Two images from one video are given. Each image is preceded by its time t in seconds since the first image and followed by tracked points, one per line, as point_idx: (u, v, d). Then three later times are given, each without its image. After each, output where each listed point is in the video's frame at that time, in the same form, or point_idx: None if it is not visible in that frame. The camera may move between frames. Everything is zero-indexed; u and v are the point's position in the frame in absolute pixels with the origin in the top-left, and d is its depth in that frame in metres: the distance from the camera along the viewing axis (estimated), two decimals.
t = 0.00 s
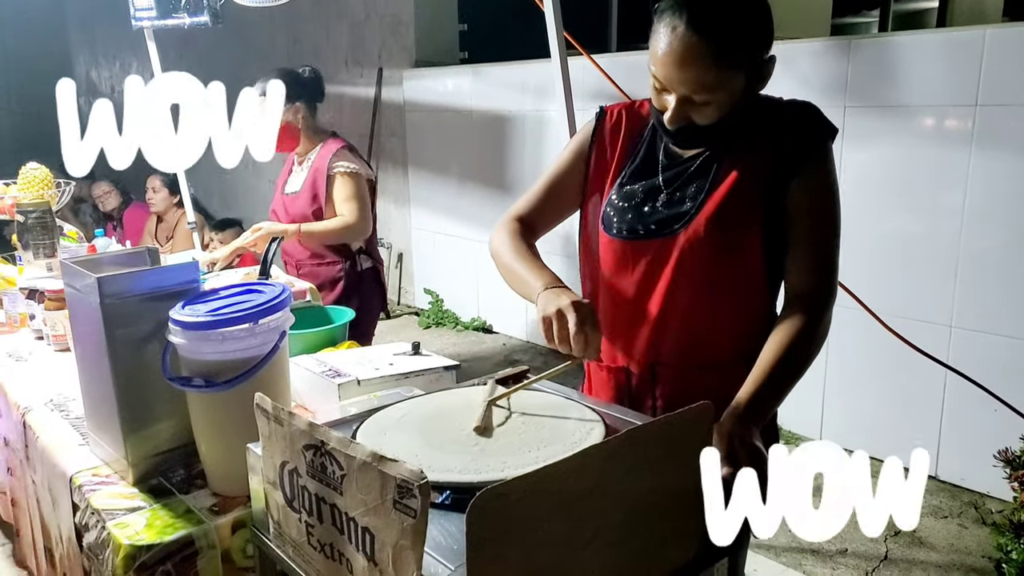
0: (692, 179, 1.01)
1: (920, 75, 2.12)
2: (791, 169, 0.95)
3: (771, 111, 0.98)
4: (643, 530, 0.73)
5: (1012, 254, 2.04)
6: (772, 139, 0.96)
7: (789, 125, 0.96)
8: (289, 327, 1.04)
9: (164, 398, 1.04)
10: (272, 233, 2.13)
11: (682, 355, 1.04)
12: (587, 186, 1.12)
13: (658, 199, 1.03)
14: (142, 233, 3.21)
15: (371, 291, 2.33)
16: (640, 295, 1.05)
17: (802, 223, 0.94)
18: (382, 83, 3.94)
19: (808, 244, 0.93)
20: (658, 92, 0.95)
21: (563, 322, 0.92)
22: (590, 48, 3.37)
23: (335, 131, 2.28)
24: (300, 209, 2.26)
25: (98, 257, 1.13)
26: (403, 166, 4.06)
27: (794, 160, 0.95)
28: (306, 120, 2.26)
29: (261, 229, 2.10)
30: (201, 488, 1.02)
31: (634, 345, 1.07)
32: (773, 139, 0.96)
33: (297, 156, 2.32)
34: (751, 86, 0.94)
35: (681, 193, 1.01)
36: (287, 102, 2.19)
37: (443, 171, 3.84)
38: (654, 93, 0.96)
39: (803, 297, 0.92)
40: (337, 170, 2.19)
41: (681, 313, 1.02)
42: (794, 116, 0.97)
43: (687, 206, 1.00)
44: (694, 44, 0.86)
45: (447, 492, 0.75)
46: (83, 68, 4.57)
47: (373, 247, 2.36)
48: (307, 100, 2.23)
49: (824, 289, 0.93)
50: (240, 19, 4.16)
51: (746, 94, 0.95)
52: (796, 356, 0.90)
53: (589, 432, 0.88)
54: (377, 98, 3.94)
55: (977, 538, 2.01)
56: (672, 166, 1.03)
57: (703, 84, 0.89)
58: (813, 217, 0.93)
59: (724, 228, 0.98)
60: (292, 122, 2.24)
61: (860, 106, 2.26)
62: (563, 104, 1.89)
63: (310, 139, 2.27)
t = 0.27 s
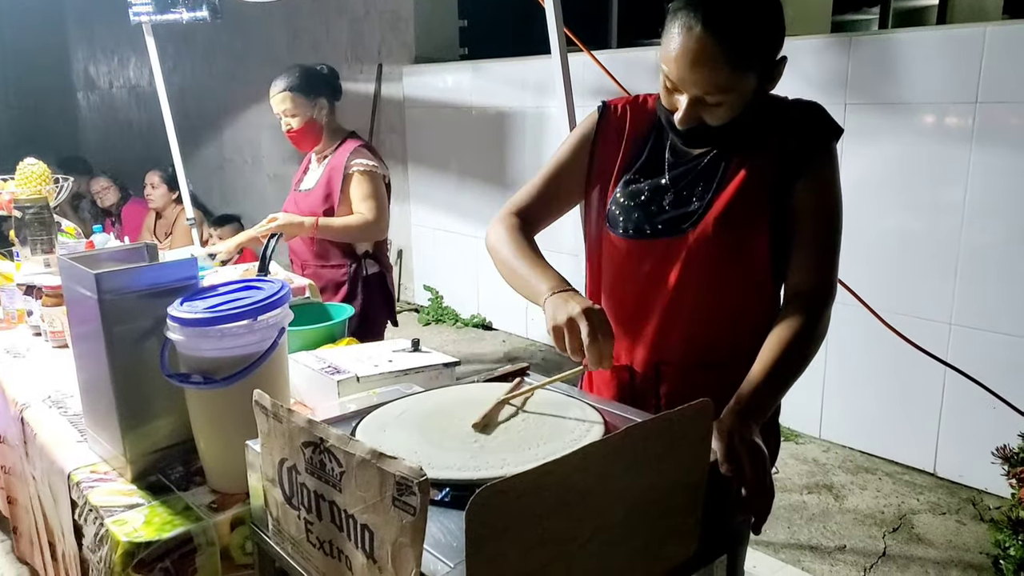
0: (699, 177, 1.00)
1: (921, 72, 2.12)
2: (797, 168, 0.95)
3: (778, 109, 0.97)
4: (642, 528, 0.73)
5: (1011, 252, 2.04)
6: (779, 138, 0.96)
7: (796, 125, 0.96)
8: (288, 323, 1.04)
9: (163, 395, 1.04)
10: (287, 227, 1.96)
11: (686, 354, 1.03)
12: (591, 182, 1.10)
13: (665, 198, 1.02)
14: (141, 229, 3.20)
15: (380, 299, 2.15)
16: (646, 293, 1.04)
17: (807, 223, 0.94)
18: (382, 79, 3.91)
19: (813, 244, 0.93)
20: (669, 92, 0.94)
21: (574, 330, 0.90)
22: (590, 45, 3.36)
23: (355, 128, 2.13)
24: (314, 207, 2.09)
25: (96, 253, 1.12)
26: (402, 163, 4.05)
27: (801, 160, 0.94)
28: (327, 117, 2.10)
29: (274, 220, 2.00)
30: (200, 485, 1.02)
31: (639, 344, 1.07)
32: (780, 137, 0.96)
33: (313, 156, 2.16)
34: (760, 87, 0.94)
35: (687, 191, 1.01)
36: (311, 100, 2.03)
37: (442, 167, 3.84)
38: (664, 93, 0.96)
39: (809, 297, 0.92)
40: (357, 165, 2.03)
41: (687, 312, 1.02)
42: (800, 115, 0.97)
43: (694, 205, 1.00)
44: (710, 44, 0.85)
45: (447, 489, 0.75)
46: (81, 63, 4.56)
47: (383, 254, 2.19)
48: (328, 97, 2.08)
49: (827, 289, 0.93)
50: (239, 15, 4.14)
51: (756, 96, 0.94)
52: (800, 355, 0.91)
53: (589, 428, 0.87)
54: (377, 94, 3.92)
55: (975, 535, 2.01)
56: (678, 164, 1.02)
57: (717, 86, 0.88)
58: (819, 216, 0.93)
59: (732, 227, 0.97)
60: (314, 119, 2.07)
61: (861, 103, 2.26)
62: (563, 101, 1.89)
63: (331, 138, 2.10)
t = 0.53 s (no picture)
0: (699, 169, 1.00)
1: (919, 61, 2.12)
2: (797, 159, 0.95)
3: (778, 101, 0.97)
4: (639, 518, 0.73)
5: (1007, 241, 2.04)
6: (778, 129, 0.96)
7: (795, 116, 0.96)
8: (284, 316, 1.03)
9: (159, 387, 1.04)
10: (298, 220, 1.89)
11: (685, 346, 1.03)
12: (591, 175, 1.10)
13: (664, 190, 1.02)
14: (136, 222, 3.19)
15: (392, 296, 2.07)
16: (644, 286, 1.04)
17: (806, 214, 0.94)
18: (377, 69, 3.87)
19: (812, 235, 0.93)
20: (673, 82, 0.93)
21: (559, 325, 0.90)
22: (587, 34, 3.35)
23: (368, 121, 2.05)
24: (326, 202, 2.02)
25: (91, 245, 1.12)
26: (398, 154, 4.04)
27: (801, 151, 0.95)
28: (338, 109, 2.02)
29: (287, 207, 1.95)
30: (198, 477, 1.02)
31: (638, 337, 1.07)
32: (779, 129, 0.96)
33: (325, 150, 2.09)
34: (766, 78, 0.93)
35: (686, 183, 1.01)
36: (320, 92, 1.95)
37: (438, 158, 3.83)
38: (668, 82, 0.95)
39: (807, 289, 0.92)
40: (370, 159, 1.95)
41: (685, 304, 1.01)
42: (800, 106, 0.97)
43: (693, 197, 1.00)
44: (714, 34, 0.84)
45: (444, 480, 0.75)
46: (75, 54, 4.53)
47: (397, 252, 2.10)
48: (338, 88, 2.00)
49: (825, 281, 0.93)
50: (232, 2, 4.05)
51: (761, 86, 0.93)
52: (798, 347, 0.91)
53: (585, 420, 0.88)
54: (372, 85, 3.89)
55: (970, 524, 2.02)
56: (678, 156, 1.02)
57: (722, 77, 0.87)
58: (818, 207, 0.93)
59: (731, 218, 0.97)
60: (325, 113, 1.99)
61: (858, 93, 2.26)
62: (560, 92, 1.88)
63: (343, 131, 2.03)
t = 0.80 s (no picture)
0: (700, 164, 0.99)
1: (919, 60, 2.11)
2: (799, 156, 0.94)
3: (780, 98, 0.97)
4: (637, 517, 0.73)
5: (1007, 241, 2.04)
6: (781, 126, 0.95)
7: (798, 113, 0.95)
8: (283, 310, 1.03)
9: (157, 381, 1.04)
10: (305, 219, 1.89)
11: (684, 342, 1.03)
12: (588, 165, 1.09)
13: (665, 185, 1.01)
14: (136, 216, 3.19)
15: (399, 297, 2.05)
16: (644, 281, 1.04)
17: (806, 211, 0.93)
18: (378, 65, 3.84)
19: (812, 232, 0.93)
20: (677, 77, 0.93)
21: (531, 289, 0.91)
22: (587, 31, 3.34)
23: (379, 118, 2.01)
24: (335, 202, 2.01)
25: (90, 239, 1.11)
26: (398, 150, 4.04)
27: (803, 148, 0.94)
28: (348, 106, 1.99)
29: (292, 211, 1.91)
30: (194, 472, 1.02)
31: (636, 332, 1.06)
32: (781, 126, 0.95)
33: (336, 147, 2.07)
34: (769, 74, 0.92)
35: (687, 179, 1.00)
36: (328, 90, 1.93)
37: (438, 154, 3.82)
38: (671, 78, 0.94)
39: (806, 286, 0.92)
40: (379, 158, 1.93)
41: (684, 300, 1.01)
42: (801, 104, 0.96)
43: (694, 193, 0.99)
44: (719, 29, 0.83)
45: (442, 477, 0.74)
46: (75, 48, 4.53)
47: (407, 252, 2.09)
48: (347, 84, 1.97)
49: (825, 278, 0.93)
50: None
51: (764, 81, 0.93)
52: (798, 344, 0.90)
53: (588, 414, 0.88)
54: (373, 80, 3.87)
55: (969, 524, 2.02)
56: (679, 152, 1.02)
57: (726, 72, 0.87)
58: (817, 205, 0.93)
59: (732, 215, 0.97)
60: (334, 111, 1.97)
61: (859, 91, 2.25)
62: (560, 89, 1.87)
63: (354, 128, 2.00)
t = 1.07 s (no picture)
0: (698, 163, 0.99)
1: (917, 58, 2.11)
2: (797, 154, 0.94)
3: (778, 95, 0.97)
4: (636, 515, 0.72)
5: (1005, 239, 2.04)
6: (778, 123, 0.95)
7: (797, 111, 0.95)
8: (281, 309, 1.03)
9: (154, 381, 1.03)
10: (306, 226, 1.87)
11: (682, 341, 1.03)
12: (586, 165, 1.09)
13: (664, 184, 1.01)
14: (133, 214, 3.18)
15: (401, 295, 2.06)
16: (642, 280, 1.04)
17: (804, 210, 0.93)
18: (376, 63, 3.82)
19: (810, 230, 0.93)
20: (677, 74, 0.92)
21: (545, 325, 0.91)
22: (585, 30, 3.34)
23: (373, 116, 1.99)
24: (333, 204, 1.99)
25: (87, 237, 1.11)
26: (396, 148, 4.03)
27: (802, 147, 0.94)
28: (341, 107, 1.95)
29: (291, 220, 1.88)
30: (192, 471, 1.01)
31: (635, 331, 1.06)
32: (780, 123, 0.94)
33: (329, 148, 2.04)
34: (770, 71, 0.92)
35: (686, 177, 1.00)
36: (322, 92, 1.89)
37: (436, 153, 3.82)
38: (672, 75, 0.94)
39: (805, 285, 0.92)
40: (377, 160, 1.92)
41: (682, 299, 1.01)
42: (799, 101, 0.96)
43: (693, 192, 0.99)
44: (721, 26, 0.83)
45: (440, 477, 0.74)
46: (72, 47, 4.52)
47: (406, 249, 2.09)
48: (340, 85, 1.93)
49: (823, 277, 0.93)
50: None
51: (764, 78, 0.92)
52: (796, 342, 0.90)
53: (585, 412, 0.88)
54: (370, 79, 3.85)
55: (967, 522, 2.02)
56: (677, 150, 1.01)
57: (728, 69, 0.86)
58: (815, 203, 0.93)
59: (731, 213, 0.96)
60: (329, 112, 1.93)
61: (856, 90, 2.25)
62: (558, 87, 1.87)
63: (349, 128, 1.96)
